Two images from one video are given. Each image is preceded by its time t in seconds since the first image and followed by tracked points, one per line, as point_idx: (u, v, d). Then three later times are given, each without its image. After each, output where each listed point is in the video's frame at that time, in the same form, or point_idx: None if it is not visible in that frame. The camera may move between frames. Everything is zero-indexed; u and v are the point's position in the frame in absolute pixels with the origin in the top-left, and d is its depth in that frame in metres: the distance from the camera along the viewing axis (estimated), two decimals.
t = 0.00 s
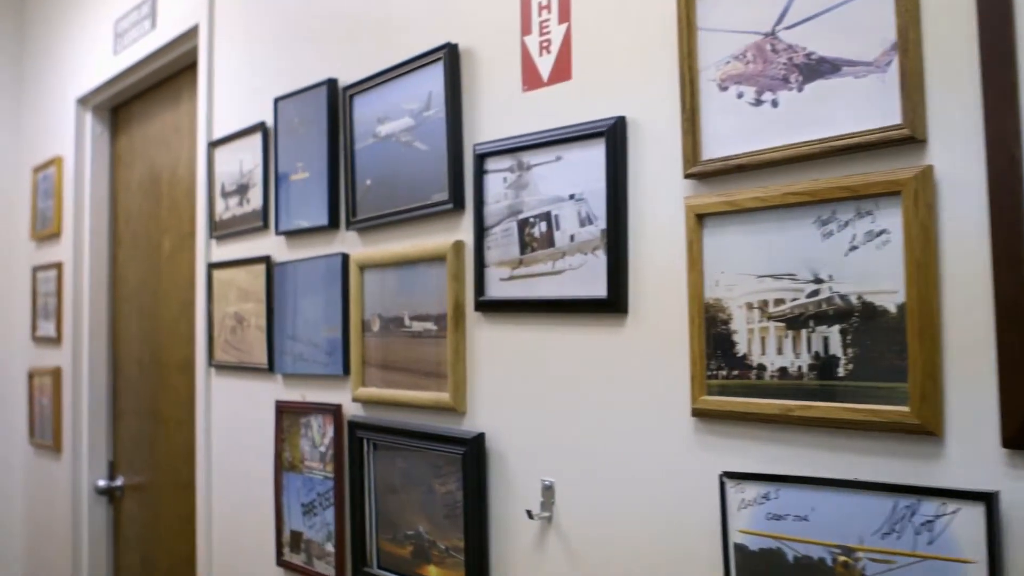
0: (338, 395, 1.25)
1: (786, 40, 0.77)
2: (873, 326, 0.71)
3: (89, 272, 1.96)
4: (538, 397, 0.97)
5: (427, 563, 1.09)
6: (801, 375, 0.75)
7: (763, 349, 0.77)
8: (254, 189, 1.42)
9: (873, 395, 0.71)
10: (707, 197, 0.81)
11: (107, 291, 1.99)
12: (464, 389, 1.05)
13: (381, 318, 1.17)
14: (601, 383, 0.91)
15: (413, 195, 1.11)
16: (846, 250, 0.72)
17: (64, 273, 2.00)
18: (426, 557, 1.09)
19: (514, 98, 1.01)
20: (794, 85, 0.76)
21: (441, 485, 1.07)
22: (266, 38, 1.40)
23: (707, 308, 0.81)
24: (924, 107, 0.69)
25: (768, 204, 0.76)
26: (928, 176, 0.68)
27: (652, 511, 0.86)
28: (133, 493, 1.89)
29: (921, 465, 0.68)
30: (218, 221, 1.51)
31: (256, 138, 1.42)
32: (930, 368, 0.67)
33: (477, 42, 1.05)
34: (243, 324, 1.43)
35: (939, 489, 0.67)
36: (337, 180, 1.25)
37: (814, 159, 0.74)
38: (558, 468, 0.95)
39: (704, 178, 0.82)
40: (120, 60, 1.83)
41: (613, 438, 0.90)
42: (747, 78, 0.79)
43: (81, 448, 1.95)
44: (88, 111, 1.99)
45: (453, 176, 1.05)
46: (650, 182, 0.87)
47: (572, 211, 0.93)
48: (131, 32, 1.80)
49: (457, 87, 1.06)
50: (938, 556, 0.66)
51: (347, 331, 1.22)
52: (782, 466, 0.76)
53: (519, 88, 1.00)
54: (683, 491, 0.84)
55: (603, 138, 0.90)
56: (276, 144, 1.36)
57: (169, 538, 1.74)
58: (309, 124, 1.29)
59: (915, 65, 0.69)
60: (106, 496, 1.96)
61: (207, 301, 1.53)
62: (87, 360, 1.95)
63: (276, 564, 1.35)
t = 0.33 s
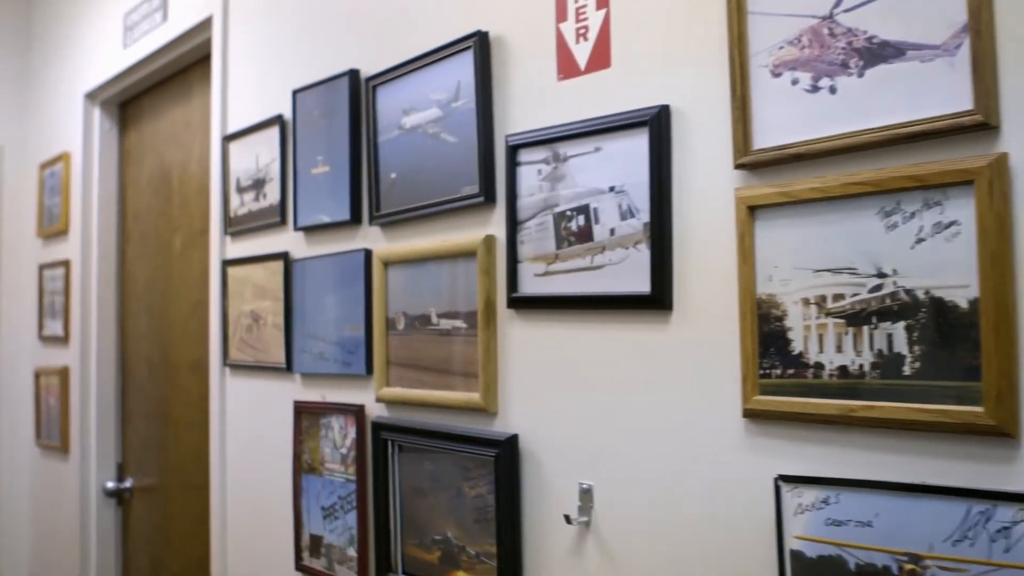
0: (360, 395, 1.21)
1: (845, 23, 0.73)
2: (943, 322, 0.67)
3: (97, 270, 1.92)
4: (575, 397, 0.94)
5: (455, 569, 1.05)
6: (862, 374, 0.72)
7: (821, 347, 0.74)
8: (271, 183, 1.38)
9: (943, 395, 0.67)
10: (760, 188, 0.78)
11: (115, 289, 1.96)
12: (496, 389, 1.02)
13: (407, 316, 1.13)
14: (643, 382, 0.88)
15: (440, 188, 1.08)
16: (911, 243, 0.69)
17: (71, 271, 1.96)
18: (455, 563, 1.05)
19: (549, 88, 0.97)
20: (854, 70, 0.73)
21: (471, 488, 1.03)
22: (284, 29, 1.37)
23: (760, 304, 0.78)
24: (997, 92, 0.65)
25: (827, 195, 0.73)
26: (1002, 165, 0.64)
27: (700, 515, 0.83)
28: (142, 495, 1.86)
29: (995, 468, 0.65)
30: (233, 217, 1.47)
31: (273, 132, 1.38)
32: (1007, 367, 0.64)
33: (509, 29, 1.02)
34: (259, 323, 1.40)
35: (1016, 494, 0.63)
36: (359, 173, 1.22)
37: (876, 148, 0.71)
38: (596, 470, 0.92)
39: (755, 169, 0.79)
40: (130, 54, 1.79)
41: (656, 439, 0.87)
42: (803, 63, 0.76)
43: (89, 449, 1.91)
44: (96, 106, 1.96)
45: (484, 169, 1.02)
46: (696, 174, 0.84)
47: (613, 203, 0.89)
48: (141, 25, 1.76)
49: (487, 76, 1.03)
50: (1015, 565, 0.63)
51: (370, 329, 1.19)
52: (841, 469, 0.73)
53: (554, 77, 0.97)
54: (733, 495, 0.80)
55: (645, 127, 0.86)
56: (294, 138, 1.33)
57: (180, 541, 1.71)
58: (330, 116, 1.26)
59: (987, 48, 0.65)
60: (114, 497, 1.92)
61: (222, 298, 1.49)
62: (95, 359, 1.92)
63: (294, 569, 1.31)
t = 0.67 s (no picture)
0: (385, 395, 1.18)
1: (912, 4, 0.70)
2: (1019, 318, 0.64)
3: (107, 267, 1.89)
4: (615, 397, 0.91)
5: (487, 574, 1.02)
6: (930, 373, 0.68)
7: (885, 344, 0.71)
8: (290, 178, 1.35)
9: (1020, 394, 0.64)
10: (817, 178, 0.74)
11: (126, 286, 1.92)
12: (530, 388, 0.98)
13: (434, 313, 1.09)
14: (689, 381, 0.85)
15: (470, 182, 1.04)
16: (985, 235, 0.65)
17: (81, 269, 1.92)
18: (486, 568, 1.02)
19: (588, 76, 0.94)
20: (920, 54, 0.69)
21: (504, 492, 1.00)
22: (305, 19, 1.33)
23: (818, 299, 0.75)
24: None
25: (892, 185, 0.70)
26: None
27: (753, 520, 0.80)
28: (153, 497, 1.82)
29: None
30: (250, 212, 1.44)
31: (293, 124, 1.34)
32: None
33: (544, 15, 0.98)
34: (278, 320, 1.36)
35: None
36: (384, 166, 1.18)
37: (946, 135, 0.67)
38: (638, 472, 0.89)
39: (812, 158, 0.75)
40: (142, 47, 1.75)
41: (703, 440, 0.83)
42: (863, 47, 0.72)
43: (99, 449, 1.88)
44: (106, 101, 1.92)
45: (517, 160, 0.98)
46: (747, 164, 0.80)
47: (658, 195, 0.86)
48: (152, 17, 1.73)
49: (522, 64, 0.99)
50: None
51: (395, 327, 1.15)
52: (906, 472, 0.70)
53: (594, 65, 0.93)
54: (789, 499, 0.77)
55: (693, 116, 0.83)
56: (315, 130, 1.29)
57: (193, 544, 1.67)
58: (353, 108, 1.22)
59: None
60: (124, 499, 1.89)
61: (239, 296, 1.45)
62: (105, 358, 1.88)
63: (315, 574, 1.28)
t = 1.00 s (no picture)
0: (401, 395, 1.15)
1: None
2: None
3: (113, 265, 1.87)
4: (644, 397, 0.88)
5: None
6: (980, 372, 0.66)
7: (930, 342, 0.68)
8: (304, 174, 1.33)
9: None
10: (860, 170, 0.72)
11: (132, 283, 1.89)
12: (554, 387, 0.96)
13: (454, 312, 1.07)
14: (722, 380, 0.82)
15: (493, 177, 1.02)
16: None
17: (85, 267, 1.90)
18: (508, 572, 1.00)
19: (616, 68, 0.91)
20: (969, 42, 0.67)
21: (526, 494, 0.97)
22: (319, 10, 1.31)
23: (859, 295, 0.72)
24: None
25: (940, 177, 0.67)
26: None
27: (790, 523, 0.77)
28: (159, 498, 1.82)
29: None
30: (263, 209, 1.42)
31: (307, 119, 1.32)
32: None
33: (569, 5, 0.96)
34: (291, 319, 1.34)
35: None
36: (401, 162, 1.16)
37: (997, 125, 0.65)
38: (668, 474, 0.86)
39: (854, 150, 0.73)
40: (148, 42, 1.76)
41: (737, 441, 0.81)
42: (908, 35, 0.70)
43: (104, 448, 1.86)
44: (113, 98, 1.88)
45: (543, 154, 0.96)
46: (785, 157, 0.78)
47: (690, 190, 0.84)
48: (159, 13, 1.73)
49: (546, 56, 0.97)
50: None
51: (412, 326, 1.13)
52: (953, 474, 0.67)
53: (622, 56, 0.91)
54: (828, 501, 0.75)
55: (728, 108, 0.81)
56: (330, 125, 1.27)
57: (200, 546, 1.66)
58: (370, 102, 1.20)
59: None
60: (130, 500, 1.88)
61: (250, 293, 1.43)
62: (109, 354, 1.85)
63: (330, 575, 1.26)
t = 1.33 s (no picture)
0: (409, 395, 1.13)
1: None
2: None
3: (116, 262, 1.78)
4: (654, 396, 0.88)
5: None
6: (1002, 371, 0.66)
7: (951, 342, 0.68)
8: (309, 172, 1.32)
9: None
10: (880, 167, 0.73)
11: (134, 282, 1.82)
12: (564, 387, 0.95)
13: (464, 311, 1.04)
14: (735, 380, 0.82)
15: (502, 175, 1.01)
16: None
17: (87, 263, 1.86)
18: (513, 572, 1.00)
19: (625, 64, 0.91)
20: (991, 36, 0.67)
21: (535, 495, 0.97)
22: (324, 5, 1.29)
23: (878, 294, 0.73)
24: None
25: (961, 173, 0.68)
26: None
27: (806, 523, 0.78)
28: (171, 493, 1.81)
29: None
30: (268, 206, 1.41)
31: (313, 117, 1.31)
32: None
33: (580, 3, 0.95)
34: (296, 318, 1.33)
35: None
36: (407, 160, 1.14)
37: (1017, 119, 0.66)
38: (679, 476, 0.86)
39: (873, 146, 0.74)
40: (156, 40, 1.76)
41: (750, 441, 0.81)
42: (928, 30, 0.70)
43: (110, 450, 1.79)
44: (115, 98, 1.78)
45: (552, 151, 0.95)
46: (800, 152, 0.79)
47: (702, 186, 0.84)
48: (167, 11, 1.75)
49: (555, 54, 0.96)
50: None
51: (418, 327, 1.11)
52: (973, 477, 0.68)
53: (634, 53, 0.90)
54: (844, 502, 0.75)
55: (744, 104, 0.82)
56: (336, 123, 1.26)
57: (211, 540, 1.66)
58: (377, 99, 1.19)
59: None
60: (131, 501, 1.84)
61: (255, 291, 1.42)
62: (113, 359, 1.80)
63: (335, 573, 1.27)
